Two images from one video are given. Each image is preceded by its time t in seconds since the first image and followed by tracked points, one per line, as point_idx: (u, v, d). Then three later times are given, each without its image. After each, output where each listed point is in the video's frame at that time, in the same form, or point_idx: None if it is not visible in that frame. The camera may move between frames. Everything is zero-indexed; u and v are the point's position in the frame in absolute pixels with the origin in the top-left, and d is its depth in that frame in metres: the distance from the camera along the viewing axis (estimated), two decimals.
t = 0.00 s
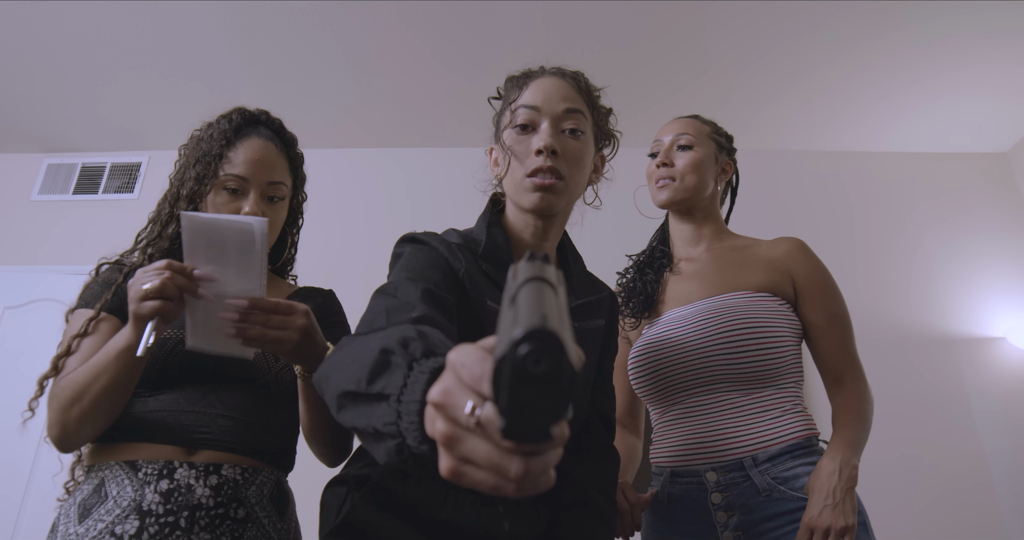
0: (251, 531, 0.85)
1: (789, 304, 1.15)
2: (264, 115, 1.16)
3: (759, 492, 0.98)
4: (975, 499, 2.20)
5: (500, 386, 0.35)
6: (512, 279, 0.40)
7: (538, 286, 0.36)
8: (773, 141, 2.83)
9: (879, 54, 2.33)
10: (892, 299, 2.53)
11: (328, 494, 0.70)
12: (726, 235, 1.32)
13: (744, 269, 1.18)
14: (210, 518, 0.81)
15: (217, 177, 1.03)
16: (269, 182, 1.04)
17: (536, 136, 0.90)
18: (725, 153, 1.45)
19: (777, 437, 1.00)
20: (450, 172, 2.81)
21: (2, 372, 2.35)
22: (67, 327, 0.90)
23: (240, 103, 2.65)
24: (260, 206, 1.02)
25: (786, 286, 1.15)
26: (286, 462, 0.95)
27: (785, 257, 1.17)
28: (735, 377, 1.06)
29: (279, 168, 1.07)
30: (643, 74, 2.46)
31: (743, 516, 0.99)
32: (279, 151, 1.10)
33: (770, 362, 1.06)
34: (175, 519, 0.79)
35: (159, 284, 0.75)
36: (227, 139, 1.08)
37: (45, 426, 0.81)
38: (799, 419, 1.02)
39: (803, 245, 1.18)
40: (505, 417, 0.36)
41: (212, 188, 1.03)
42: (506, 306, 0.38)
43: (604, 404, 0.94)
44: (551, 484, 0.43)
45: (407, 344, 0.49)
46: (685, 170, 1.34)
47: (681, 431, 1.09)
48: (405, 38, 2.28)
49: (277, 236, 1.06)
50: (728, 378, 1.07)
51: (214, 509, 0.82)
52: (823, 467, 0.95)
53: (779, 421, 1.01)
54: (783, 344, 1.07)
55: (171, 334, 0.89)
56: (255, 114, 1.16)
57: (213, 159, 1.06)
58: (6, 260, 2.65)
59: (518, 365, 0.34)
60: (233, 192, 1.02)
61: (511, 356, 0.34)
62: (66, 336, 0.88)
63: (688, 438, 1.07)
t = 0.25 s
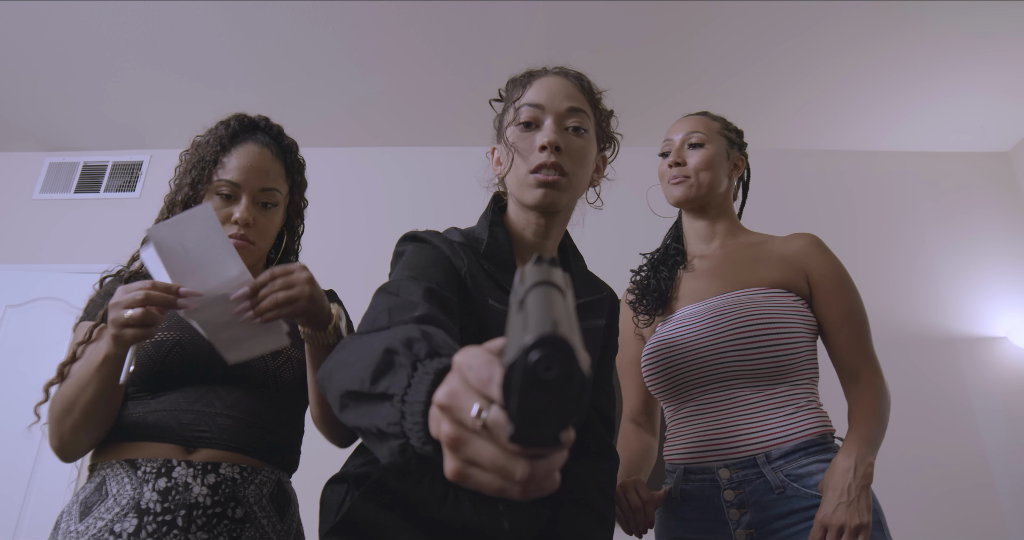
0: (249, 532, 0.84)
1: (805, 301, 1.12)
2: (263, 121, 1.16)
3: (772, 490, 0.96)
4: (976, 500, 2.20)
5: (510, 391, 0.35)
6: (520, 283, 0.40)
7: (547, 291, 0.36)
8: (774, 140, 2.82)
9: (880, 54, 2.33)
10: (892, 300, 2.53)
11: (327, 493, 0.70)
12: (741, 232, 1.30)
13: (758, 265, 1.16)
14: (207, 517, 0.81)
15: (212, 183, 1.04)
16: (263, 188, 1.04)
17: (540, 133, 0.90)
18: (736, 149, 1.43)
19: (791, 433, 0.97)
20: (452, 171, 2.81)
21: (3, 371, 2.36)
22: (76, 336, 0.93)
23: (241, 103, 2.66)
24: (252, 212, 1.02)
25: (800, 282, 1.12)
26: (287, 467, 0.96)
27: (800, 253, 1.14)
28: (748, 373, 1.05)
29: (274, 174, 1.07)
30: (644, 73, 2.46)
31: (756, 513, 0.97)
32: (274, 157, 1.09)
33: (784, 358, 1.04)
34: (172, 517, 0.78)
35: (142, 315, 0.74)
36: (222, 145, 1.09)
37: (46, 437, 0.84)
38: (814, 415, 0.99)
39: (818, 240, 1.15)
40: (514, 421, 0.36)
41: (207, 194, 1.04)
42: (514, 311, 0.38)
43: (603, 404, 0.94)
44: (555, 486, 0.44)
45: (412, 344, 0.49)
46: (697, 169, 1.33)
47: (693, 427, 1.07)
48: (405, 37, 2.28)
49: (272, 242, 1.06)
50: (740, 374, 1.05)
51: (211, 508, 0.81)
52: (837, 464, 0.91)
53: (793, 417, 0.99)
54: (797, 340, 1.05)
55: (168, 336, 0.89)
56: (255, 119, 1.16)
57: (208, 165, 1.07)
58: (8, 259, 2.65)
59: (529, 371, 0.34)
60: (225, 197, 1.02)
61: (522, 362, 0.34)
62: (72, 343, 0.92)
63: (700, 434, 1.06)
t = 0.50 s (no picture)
0: (248, 532, 0.83)
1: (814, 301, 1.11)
2: (257, 127, 1.17)
3: (777, 489, 0.96)
4: (976, 500, 2.20)
5: (507, 390, 0.35)
6: (516, 282, 0.40)
7: (543, 289, 0.36)
8: (773, 140, 2.83)
9: (879, 54, 2.33)
10: (891, 300, 2.53)
11: (327, 494, 0.70)
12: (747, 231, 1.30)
13: (764, 266, 1.16)
14: (206, 518, 0.80)
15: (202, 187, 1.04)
16: (251, 193, 1.04)
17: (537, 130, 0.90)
18: (735, 146, 1.43)
19: (795, 433, 0.97)
20: (451, 171, 2.81)
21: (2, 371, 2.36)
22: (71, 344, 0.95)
23: (240, 103, 2.65)
24: (240, 217, 1.02)
25: (807, 282, 1.12)
26: (287, 465, 0.95)
27: (806, 253, 1.14)
28: (753, 374, 1.04)
29: (263, 182, 1.07)
30: (644, 72, 2.46)
31: (760, 512, 0.97)
32: (265, 164, 1.09)
33: (789, 357, 1.03)
34: (172, 518, 0.78)
35: (130, 313, 0.77)
36: (214, 149, 1.09)
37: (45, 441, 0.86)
38: (819, 414, 0.99)
39: (827, 239, 1.13)
40: (513, 419, 0.36)
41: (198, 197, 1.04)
42: (511, 310, 0.38)
43: (603, 404, 0.94)
44: (556, 486, 0.44)
45: (410, 345, 0.49)
46: (700, 173, 1.32)
47: (699, 427, 1.08)
48: (405, 37, 2.28)
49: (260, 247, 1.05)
50: (745, 375, 1.05)
51: (210, 509, 0.81)
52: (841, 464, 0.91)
53: (797, 417, 0.99)
54: (805, 340, 1.04)
55: (163, 339, 0.90)
56: (248, 126, 1.16)
57: (200, 169, 1.08)
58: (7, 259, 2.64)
59: (526, 368, 0.34)
60: (213, 200, 1.02)
61: (519, 360, 0.34)
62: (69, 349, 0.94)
63: (705, 434, 1.06)
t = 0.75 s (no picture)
0: (246, 532, 0.83)
1: (818, 301, 1.10)
2: (246, 124, 1.17)
3: (775, 489, 0.96)
4: (975, 501, 2.20)
5: (500, 385, 0.35)
6: (510, 279, 0.39)
7: (537, 285, 0.36)
8: (774, 140, 2.82)
9: (880, 54, 2.33)
10: (890, 301, 2.53)
11: (326, 492, 0.70)
12: (751, 232, 1.29)
13: (766, 267, 1.16)
14: (203, 518, 0.80)
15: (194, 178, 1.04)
16: (242, 180, 1.04)
17: (537, 123, 0.91)
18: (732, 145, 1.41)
19: (794, 432, 0.97)
20: (451, 170, 2.81)
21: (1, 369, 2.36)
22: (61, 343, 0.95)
23: (240, 102, 2.65)
24: (232, 205, 1.02)
25: (809, 280, 1.11)
26: (282, 463, 0.94)
27: (808, 252, 1.13)
28: (753, 373, 1.04)
29: (254, 171, 1.07)
30: (645, 72, 2.46)
31: (759, 512, 0.97)
32: (255, 155, 1.10)
33: (789, 356, 1.03)
34: (169, 518, 0.78)
35: (128, 297, 0.80)
36: (203, 142, 1.10)
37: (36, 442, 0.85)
38: (819, 414, 0.98)
39: (831, 239, 1.11)
40: (505, 415, 0.36)
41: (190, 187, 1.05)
42: (504, 306, 0.38)
43: (603, 404, 0.94)
44: (552, 483, 0.43)
45: (406, 344, 0.48)
46: (702, 185, 1.31)
47: (701, 427, 1.08)
48: (405, 36, 2.28)
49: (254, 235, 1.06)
50: (745, 375, 1.05)
51: (208, 509, 0.81)
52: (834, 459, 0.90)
53: (797, 416, 0.98)
54: (807, 340, 1.04)
55: (154, 338, 0.91)
56: (237, 123, 1.16)
57: (190, 160, 1.09)
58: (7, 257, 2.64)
59: (518, 363, 0.34)
60: (205, 190, 1.02)
61: (511, 354, 0.34)
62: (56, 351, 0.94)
63: (707, 435, 1.06)
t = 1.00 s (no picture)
0: (239, 527, 0.84)
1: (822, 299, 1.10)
2: (240, 119, 1.17)
3: (771, 485, 0.96)
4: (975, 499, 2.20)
5: (492, 383, 0.35)
6: (506, 276, 0.39)
7: (532, 282, 0.36)
8: (775, 138, 2.82)
9: (882, 51, 2.32)
10: (891, 299, 2.53)
11: (326, 488, 0.70)
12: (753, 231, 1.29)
13: (766, 265, 1.16)
14: (197, 514, 0.81)
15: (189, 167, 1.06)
16: (237, 168, 1.05)
17: (541, 124, 0.90)
18: (729, 142, 1.41)
19: (791, 428, 0.96)
20: (451, 167, 2.81)
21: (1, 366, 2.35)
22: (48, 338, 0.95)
23: (240, 99, 2.65)
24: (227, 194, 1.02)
25: (811, 278, 1.11)
26: (274, 459, 0.95)
27: (811, 249, 1.12)
28: (751, 370, 1.04)
29: (250, 161, 1.08)
30: (646, 69, 2.45)
31: (755, 509, 0.97)
32: (251, 148, 1.10)
33: (787, 353, 1.02)
34: (162, 515, 0.79)
35: (113, 286, 0.77)
36: (199, 133, 1.13)
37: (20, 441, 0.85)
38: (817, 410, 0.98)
39: (834, 233, 1.10)
40: (498, 413, 0.36)
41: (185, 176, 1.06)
42: (498, 303, 0.38)
43: (604, 400, 0.94)
44: (548, 480, 0.43)
45: (403, 341, 0.48)
46: (702, 187, 1.31)
47: (699, 424, 1.08)
48: (406, 33, 2.27)
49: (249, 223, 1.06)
50: (743, 372, 1.05)
51: (201, 505, 0.81)
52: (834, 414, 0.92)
53: (794, 412, 0.98)
54: (805, 336, 1.04)
55: (145, 334, 0.90)
56: (231, 118, 1.17)
57: (186, 150, 1.12)
58: (7, 254, 2.64)
59: (510, 361, 0.34)
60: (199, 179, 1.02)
61: (504, 353, 0.34)
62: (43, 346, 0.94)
63: (706, 432, 1.05)
